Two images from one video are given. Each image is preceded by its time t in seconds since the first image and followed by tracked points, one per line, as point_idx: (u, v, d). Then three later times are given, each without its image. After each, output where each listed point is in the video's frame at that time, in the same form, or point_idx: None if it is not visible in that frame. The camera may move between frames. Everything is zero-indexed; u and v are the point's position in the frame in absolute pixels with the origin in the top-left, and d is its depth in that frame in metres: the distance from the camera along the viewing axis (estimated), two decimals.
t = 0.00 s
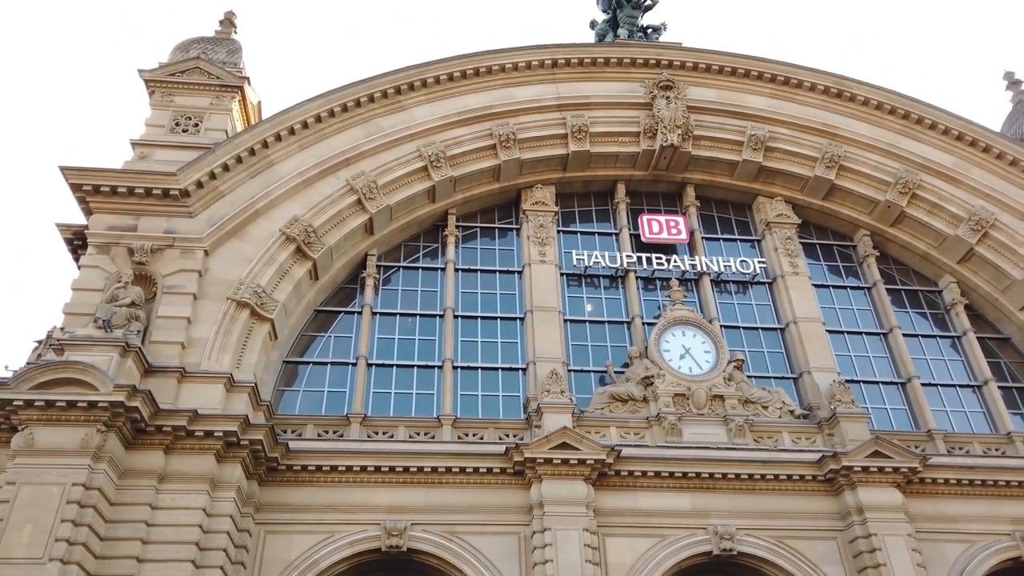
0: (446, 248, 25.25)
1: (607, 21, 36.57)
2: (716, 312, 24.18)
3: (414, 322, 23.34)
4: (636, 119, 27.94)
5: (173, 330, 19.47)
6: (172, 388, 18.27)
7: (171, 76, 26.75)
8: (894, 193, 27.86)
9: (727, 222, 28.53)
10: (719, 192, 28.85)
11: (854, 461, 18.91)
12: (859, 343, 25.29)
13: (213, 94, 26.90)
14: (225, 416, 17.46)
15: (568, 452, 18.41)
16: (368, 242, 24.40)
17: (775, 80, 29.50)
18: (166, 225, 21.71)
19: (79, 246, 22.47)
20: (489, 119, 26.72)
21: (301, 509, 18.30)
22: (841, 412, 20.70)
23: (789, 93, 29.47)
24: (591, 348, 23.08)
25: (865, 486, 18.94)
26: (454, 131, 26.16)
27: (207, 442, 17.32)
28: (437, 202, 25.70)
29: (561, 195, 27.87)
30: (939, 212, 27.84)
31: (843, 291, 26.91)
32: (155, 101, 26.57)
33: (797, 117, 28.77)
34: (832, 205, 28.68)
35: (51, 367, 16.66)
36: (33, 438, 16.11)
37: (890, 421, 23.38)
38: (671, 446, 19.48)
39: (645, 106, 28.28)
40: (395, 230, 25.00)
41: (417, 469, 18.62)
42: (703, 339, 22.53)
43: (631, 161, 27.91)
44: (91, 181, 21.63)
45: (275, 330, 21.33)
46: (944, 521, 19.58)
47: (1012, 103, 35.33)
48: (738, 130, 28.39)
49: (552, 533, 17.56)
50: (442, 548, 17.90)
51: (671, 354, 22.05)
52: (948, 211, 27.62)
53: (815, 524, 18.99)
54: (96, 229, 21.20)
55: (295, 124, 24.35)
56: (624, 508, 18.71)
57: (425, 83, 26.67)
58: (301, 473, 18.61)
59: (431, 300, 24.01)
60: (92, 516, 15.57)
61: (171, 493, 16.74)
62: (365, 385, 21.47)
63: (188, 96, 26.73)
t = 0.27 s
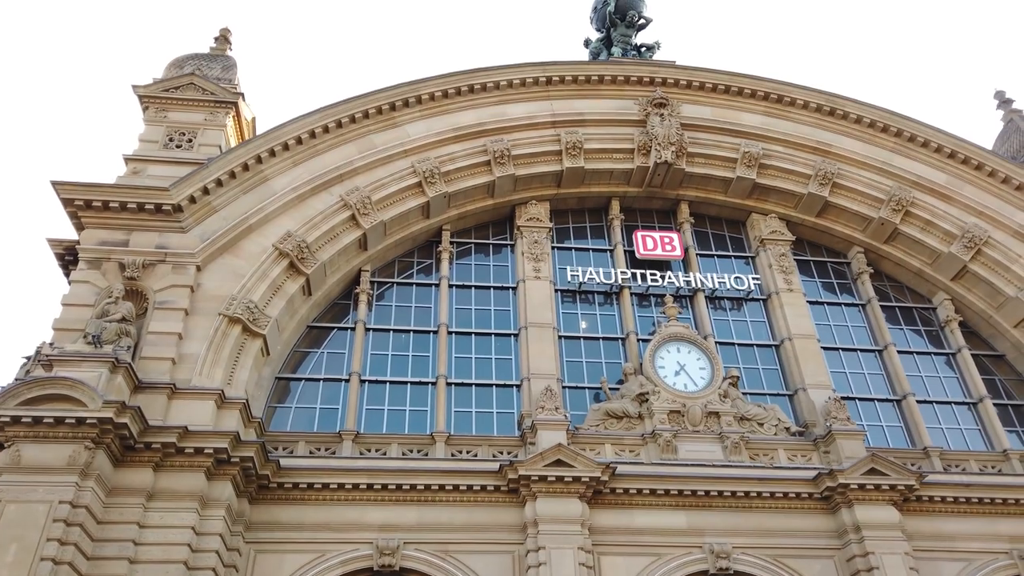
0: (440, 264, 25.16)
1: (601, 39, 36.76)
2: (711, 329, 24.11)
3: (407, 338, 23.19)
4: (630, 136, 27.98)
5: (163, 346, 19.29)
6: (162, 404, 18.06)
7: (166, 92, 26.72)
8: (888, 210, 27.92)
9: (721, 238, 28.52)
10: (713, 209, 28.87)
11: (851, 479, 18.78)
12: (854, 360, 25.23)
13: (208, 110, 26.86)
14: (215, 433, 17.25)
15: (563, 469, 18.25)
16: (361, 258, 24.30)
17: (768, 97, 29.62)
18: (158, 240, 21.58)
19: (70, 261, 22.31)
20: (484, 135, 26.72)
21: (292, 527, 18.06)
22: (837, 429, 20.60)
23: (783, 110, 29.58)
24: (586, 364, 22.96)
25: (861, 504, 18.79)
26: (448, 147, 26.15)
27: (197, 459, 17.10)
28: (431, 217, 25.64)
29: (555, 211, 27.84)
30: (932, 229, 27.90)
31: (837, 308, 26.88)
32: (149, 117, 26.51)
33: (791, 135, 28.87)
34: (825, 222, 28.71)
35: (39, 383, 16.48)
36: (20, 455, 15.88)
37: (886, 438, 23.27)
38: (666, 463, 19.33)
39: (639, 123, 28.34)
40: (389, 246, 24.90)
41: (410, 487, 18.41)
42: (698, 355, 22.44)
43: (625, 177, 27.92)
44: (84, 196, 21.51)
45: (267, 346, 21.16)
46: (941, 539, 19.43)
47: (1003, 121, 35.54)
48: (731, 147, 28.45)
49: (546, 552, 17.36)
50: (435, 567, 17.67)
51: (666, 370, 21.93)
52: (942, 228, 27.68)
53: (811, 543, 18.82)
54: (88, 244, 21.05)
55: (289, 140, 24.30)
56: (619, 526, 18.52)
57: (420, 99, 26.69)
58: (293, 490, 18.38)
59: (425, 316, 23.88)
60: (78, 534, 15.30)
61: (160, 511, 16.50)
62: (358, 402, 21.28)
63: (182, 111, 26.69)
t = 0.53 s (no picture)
0: (436, 277, 25.06)
1: (597, 55, 36.88)
2: (707, 343, 24.02)
3: (402, 351, 23.05)
4: (626, 150, 27.99)
5: (156, 358, 19.11)
6: (154, 417, 17.87)
7: (161, 104, 26.66)
8: (883, 225, 27.93)
9: (717, 252, 28.47)
10: (709, 223, 28.84)
11: (848, 494, 18.65)
12: (851, 375, 25.14)
13: (203, 122, 26.80)
14: (207, 446, 17.06)
15: (558, 483, 18.09)
16: (357, 271, 24.19)
17: (764, 112, 29.68)
18: (152, 252, 21.45)
19: (63, 273, 22.14)
20: (480, 148, 26.70)
21: (284, 542, 17.83)
22: (834, 444, 20.48)
23: (778, 125, 29.64)
24: (582, 378, 22.82)
25: (859, 520, 18.65)
26: (444, 160, 26.11)
27: (188, 473, 16.90)
28: (427, 230, 25.56)
29: (551, 225, 27.79)
30: (928, 244, 27.92)
31: (834, 323, 26.81)
32: (145, 129, 26.44)
33: (786, 149, 28.91)
34: (821, 236, 28.70)
35: (29, 395, 16.30)
36: (8, 468, 15.67)
37: (883, 453, 23.15)
38: (663, 478, 19.18)
39: (635, 137, 28.36)
40: (384, 258, 24.80)
41: (404, 502, 18.22)
42: (694, 369, 22.33)
43: (622, 191, 27.90)
44: (77, 207, 21.39)
45: (261, 359, 20.99)
46: (939, 556, 19.28)
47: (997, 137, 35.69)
48: (727, 161, 28.47)
49: (542, 568, 17.16)
50: None
51: (662, 384, 21.80)
52: (937, 243, 27.70)
53: (809, 559, 18.64)
54: (81, 256, 20.91)
55: (285, 152, 24.24)
56: (616, 542, 18.34)
57: (417, 112, 26.68)
58: (285, 505, 18.16)
59: (420, 329, 23.74)
60: (66, 548, 15.07)
61: (150, 525, 16.27)
62: (352, 415, 21.10)
63: (177, 123, 26.62)
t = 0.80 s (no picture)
0: (432, 293, 24.94)
1: (594, 72, 37.00)
2: (704, 360, 23.89)
3: (398, 367, 22.88)
4: (622, 166, 28.00)
5: (148, 373, 18.91)
6: (145, 433, 17.65)
7: (158, 119, 26.61)
8: (880, 243, 27.93)
9: (714, 269, 28.40)
10: (705, 240, 28.78)
11: (847, 513, 18.48)
12: (848, 393, 25.02)
13: (200, 137, 26.74)
14: (199, 463, 16.84)
15: (555, 502, 17.90)
16: (352, 286, 24.06)
17: (760, 130, 29.74)
18: (146, 267, 21.30)
19: (56, 288, 21.96)
20: (477, 165, 26.68)
21: (276, 561, 17.57)
22: (832, 462, 20.33)
23: (774, 143, 29.70)
24: (578, 395, 22.66)
25: (858, 539, 18.47)
26: (441, 176, 26.07)
27: (179, 490, 16.67)
28: (423, 246, 25.47)
29: (548, 241, 27.71)
30: (924, 262, 27.92)
31: (831, 340, 26.72)
32: (141, 143, 26.37)
33: (782, 167, 28.95)
34: (817, 254, 28.66)
35: (19, 410, 16.16)
36: None
37: (881, 472, 22.99)
38: (660, 496, 19.00)
39: (631, 154, 28.38)
40: (380, 274, 24.68)
41: (398, 520, 17.98)
42: (691, 386, 22.20)
43: (618, 208, 27.86)
44: (71, 221, 21.26)
45: (254, 375, 20.80)
46: None
47: (991, 156, 35.83)
48: (723, 178, 28.48)
49: None
50: None
51: (659, 402, 21.67)
52: (934, 260, 27.70)
53: None
54: (74, 270, 20.74)
55: (281, 167, 24.19)
56: (613, 561, 18.12)
57: (414, 128, 26.67)
58: (277, 523, 17.91)
59: (415, 345, 23.58)
60: (54, 567, 14.78)
61: (139, 544, 16.01)
62: (346, 432, 20.89)
63: (173, 138, 26.55)
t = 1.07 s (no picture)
0: (427, 312, 24.82)
1: (589, 94, 37.17)
2: (701, 381, 23.78)
3: (392, 387, 22.70)
4: (618, 187, 28.03)
5: (139, 393, 18.72)
6: (135, 453, 17.43)
7: (154, 138, 26.60)
8: (875, 264, 27.94)
9: (709, 290, 28.33)
10: (700, 260, 28.74)
11: (845, 536, 18.30)
12: (845, 414, 24.89)
13: (195, 156, 26.72)
14: (189, 484, 16.63)
15: (550, 523, 17.70)
16: (347, 305, 23.94)
17: (755, 151, 29.84)
18: (139, 285, 21.17)
19: (48, 306, 21.79)
20: (473, 184, 26.68)
21: None
22: (830, 484, 20.18)
23: (769, 164, 29.79)
24: (574, 416, 22.50)
25: (857, 562, 18.27)
26: (436, 196, 26.06)
27: (169, 511, 16.43)
28: (419, 265, 25.40)
29: (543, 260, 27.65)
30: (919, 283, 27.92)
31: (827, 361, 26.62)
32: (136, 162, 26.33)
33: (777, 188, 29.01)
34: (813, 274, 28.64)
35: (8, 429, 16.00)
36: None
37: (879, 494, 22.82)
38: (657, 518, 18.80)
39: (627, 174, 28.43)
40: (375, 293, 24.57)
41: (391, 542, 17.73)
42: (687, 407, 22.08)
43: (614, 228, 27.85)
44: (64, 239, 21.15)
45: (247, 395, 20.62)
46: None
47: (985, 179, 36.00)
48: (719, 199, 28.53)
49: None
50: None
51: (655, 422, 21.52)
52: (929, 281, 27.71)
53: None
54: (66, 288, 20.60)
55: (276, 186, 24.16)
56: None
57: (410, 148, 26.70)
58: (268, 545, 17.65)
59: (410, 365, 23.42)
60: None
61: (128, 566, 15.74)
62: (339, 453, 20.68)
63: (169, 157, 26.53)
